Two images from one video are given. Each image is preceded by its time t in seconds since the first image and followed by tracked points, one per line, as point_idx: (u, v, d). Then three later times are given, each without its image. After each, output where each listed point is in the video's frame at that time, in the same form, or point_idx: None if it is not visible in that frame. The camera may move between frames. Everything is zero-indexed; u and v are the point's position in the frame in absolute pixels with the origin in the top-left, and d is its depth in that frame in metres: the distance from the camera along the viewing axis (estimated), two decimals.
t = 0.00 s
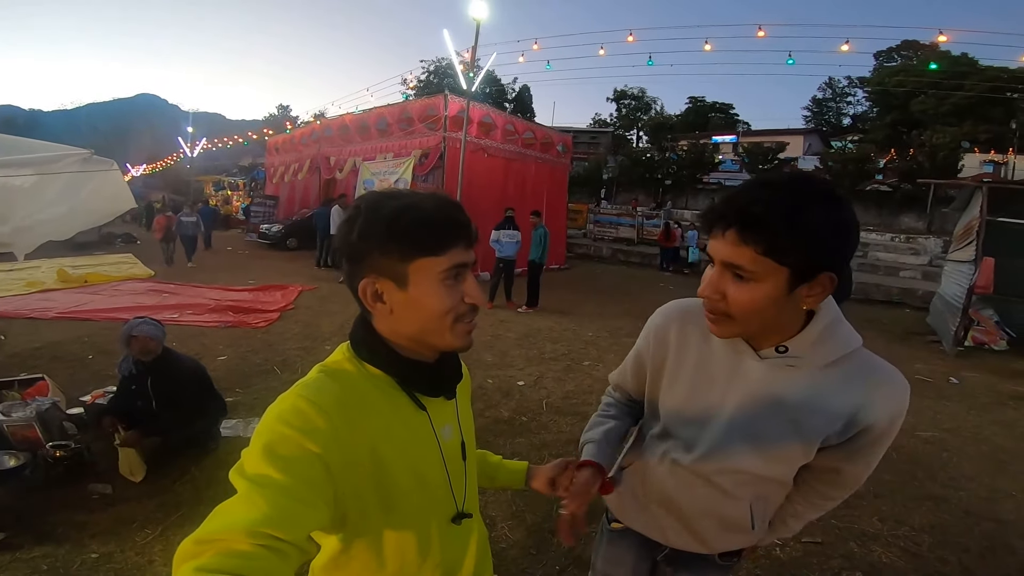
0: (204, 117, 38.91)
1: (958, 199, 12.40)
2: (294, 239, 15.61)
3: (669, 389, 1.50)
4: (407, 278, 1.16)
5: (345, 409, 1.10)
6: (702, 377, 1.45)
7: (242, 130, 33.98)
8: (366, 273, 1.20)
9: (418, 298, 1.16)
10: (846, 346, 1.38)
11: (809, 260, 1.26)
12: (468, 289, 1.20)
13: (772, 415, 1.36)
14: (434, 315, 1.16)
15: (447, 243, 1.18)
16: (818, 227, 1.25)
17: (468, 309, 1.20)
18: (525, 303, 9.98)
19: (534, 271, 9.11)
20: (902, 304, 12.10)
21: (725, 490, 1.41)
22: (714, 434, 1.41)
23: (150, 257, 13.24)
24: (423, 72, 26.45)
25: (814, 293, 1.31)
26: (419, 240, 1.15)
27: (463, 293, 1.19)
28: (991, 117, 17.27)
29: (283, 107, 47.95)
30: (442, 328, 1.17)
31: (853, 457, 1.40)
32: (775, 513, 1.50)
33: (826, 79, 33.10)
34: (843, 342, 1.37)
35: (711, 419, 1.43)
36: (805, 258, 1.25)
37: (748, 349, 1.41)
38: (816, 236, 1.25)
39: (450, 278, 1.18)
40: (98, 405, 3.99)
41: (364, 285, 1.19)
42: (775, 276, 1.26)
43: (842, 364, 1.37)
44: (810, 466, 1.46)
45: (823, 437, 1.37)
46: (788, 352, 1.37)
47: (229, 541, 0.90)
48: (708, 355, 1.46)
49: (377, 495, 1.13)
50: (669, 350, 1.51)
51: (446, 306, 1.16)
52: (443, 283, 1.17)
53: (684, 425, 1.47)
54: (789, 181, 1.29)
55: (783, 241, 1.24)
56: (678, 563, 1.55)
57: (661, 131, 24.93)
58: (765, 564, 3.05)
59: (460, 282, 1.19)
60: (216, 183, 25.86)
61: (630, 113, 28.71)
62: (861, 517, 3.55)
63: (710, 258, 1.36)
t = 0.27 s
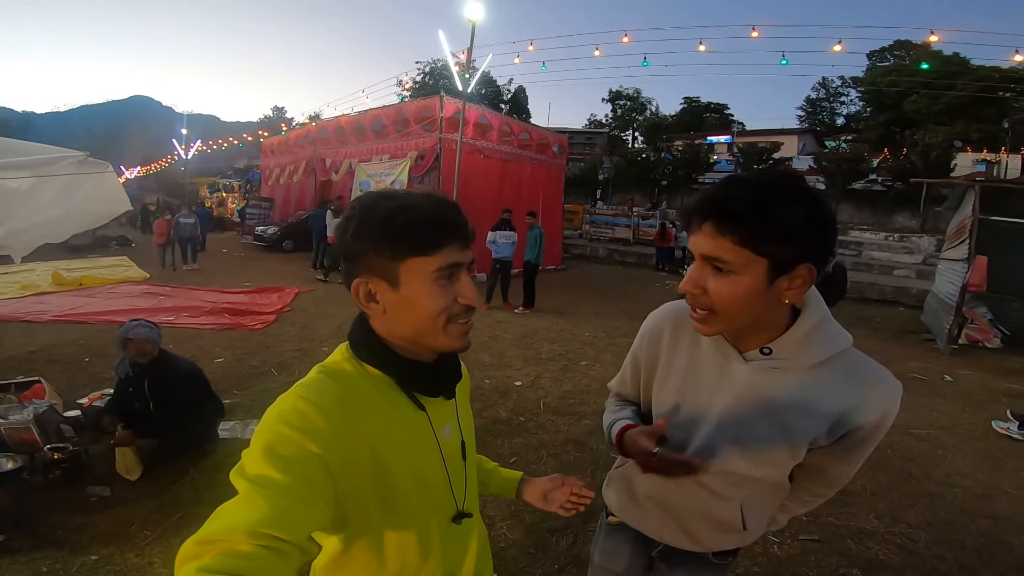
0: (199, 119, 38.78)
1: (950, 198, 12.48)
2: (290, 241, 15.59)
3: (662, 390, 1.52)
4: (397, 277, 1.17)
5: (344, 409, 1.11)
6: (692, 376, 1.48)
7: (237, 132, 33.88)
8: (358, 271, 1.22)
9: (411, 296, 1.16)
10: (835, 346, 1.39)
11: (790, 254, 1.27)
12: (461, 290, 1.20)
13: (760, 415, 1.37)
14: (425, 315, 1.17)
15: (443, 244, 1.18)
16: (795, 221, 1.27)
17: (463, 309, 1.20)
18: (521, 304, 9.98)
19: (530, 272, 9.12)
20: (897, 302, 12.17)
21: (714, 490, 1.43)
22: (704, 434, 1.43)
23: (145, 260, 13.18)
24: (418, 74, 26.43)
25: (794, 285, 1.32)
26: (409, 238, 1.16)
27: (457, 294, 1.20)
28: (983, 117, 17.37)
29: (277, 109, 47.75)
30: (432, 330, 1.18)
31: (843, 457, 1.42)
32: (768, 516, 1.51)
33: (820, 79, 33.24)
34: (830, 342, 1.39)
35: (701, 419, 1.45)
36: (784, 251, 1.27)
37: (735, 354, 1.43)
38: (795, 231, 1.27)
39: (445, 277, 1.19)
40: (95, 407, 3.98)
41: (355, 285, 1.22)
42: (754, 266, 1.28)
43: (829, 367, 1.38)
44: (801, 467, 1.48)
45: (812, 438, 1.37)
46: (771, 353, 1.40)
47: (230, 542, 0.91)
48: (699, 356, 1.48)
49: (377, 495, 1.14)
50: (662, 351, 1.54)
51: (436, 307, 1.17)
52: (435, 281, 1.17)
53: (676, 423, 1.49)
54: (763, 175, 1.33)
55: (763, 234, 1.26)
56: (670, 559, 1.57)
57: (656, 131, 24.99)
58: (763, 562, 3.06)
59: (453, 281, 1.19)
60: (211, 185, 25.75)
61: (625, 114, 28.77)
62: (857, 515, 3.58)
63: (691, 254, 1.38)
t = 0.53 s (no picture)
0: (194, 120, 38.66)
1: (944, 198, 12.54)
2: (286, 243, 15.56)
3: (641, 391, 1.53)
4: (369, 271, 1.22)
5: (344, 408, 1.11)
6: (671, 376, 1.49)
7: (233, 133, 33.80)
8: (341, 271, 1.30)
9: (380, 292, 1.20)
10: (809, 339, 1.41)
11: (761, 244, 1.31)
12: (430, 284, 1.19)
13: (738, 414, 1.39)
14: (396, 310, 1.19)
15: (434, 239, 1.21)
16: (768, 211, 1.31)
17: (434, 304, 1.19)
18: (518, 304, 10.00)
19: (526, 272, 9.12)
20: (892, 301, 12.22)
21: (695, 491, 1.44)
22: (683, 434, 1.43)
23: (141, 262, 13.15)
24: (414, 75, 26.42)
25: (772, 272, 1.36)
26: (393, 234, 1.20)
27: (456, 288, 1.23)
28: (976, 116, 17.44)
29: (273, 110, 47.63)
30: (402, 323, 1.19)
31: (824, 453, 1.42)
32: (751, 520, 1.51)
33: (815, 78, 33.32)
34: (803, 335, 1.41)
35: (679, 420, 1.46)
36: (756, 240, 1.30)
37: (710, 350, 1.45)
38: (767, 220, 1.30)
39: (409, 272, 1.20)
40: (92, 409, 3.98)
41: (340, 281, 1.29)
42: (731, 254, 1.30)
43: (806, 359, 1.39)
44: (786, 467, 1.49)
45: (791, 434, 1.39)
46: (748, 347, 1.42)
47: (233, 540, 0.92)
48: (678, 355, 1.49)
49: (378, 495, 1.15)
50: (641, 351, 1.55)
51: (402, 301, 1.18)
52: (401, 276, 1.19)
53: (655, 424, 1.51)
54: (733, 168, 1.36)
55: (736, 222, 1.29)
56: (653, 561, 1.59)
57: (652, 131, 25.06)
58: (760, 560, 3.08)
59: (422, 276, 1.20)
60: (207, 186, 25.67)
61: (621, 114, 28.81)
62: (853, 513, 3.60)
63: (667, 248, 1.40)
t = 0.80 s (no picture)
0: (189, 121, 38.52)
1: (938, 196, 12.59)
2: (282, 244, 15.53)
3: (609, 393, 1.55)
4: (393, 278, 1.18)
5: (344, 410, 1.11)
6: (636, 377, 1.50)
7: (228, 134, 33.71)
8: (352, 277, 1.24)
9: (403, 297, 1.17)
10: (767, 330, 1.41)
11: (718, 234, 1.31)
12: (457, 286, 1.20)
13: (702, 413, 1.39)
14: (421, 314, 1.17)
15: (444, 245, 1.20)
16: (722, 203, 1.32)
17: (459, 307, 1.20)
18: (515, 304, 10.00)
19: (523, 273, 9.12)
20: (886, 300, 12.27)
21: (666, 493, 1.44)
22: (649, 436, 1.44)
23: (136, 264, 13.09)
24: (410, 75, 26.40)
25: (729, 264, 1.36)
26: (401, 237, 1.18)
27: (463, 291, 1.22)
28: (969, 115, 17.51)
29: (268, 111, 47.47)
30: (427, 327, 1.18)
31: (792, 447, 1.36)
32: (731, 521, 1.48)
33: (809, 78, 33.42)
34: (763, 324, 1.42)
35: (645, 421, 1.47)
36: (713, 231, 1.31)
37: (674, 344, 1.45)
38: (721, 212, 1.31)
39: (439, 276, 1.19)
40: (87, 413, 3.96)
41: (351, 288, 1.23)
42: (690, 248, 1.31)
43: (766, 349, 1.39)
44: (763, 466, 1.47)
45: (757, 428, 1.37)
46: (709, 338, 1.42)
47: (234, 543, 0.91)
48: (643, 356, 1.51)
49: (379, 497, 1.15)
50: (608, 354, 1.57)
51: (430, 304, 1.17)
52: (429, 280, 1.18)
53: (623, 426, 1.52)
54: (683, 161, 1.37)
55: (691, 213, 1.30)
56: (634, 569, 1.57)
57: (648, 131, 25.11)
58: (758, 559, 3.08)
59: (448, 279, 1.20)
60: (202, 187, 25.58)
61: (617, 114, 28.86)
62: (850, 511, 3.61)
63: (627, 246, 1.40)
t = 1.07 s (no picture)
0: (186, 120, 38.41)
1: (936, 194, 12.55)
2: (279, 242, 15.49)
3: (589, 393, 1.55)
4: (403, 282, 1.16)
5: (335, 412, 1.10)
6: (615, 378, 1.50)
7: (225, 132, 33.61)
8: (363, 280, 1.18)
9: (416, 301, 1.16)
10: (744, 324, 1.41)
11: (684, 238, 1.31)
12: (462, 285, 1.22)
13: (681, 414, 1.38)
14: (432, 315, 1.17)
15: (440, 246, 1.20)
16: (688, 205, 1.31)
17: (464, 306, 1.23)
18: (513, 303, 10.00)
19: (521, 271, 9.12)
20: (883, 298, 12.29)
21: (649, 495, 1.43)
22: (628, 438, 1.44)
23: (132, 263, 13.06)
24: (407, 74, 26.33)
25: (697, 267, 1.35)
26: (391, 238, 1.16)
27: (457, 290, 1.22)
28: (966, 114, 17.50)
29: (265, 110, 47.32)
30: (438, 328, 1.19)
31: (772, 444, 1.36)
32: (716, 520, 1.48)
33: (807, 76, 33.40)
34: (737, 319, 1.41)
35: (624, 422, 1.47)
36: (679, 236, 1.30)
37: (652, 341, 1.45)
38: (686, 216, 1.30)
39: (446, 276, 1.20)
40: (83, 412, 3.94)
41: (359, 292, 1.19)
42: (656, 254, 1.30)
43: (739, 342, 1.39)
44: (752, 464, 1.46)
45: (735, 425, 1.36)
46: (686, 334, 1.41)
47: (224, 550, 0.91)
48: (621, 356, 1.50)
49: (374, 499, 1.14)
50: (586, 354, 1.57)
51: (440, 307, 1.18)
52: (441, 281, 1.18)
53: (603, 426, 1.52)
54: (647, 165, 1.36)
55: (657, 220, 1.29)
56: (618, 573, 1.55)
57: (646, 129, 25.10)
58: (756, 558, 3.08)
59: (455, 279, 1.21)
60: (199, 186, 25.49)
61: (615, 113, 28.85)
62: (848, 510, 3.62)
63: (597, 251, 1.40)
